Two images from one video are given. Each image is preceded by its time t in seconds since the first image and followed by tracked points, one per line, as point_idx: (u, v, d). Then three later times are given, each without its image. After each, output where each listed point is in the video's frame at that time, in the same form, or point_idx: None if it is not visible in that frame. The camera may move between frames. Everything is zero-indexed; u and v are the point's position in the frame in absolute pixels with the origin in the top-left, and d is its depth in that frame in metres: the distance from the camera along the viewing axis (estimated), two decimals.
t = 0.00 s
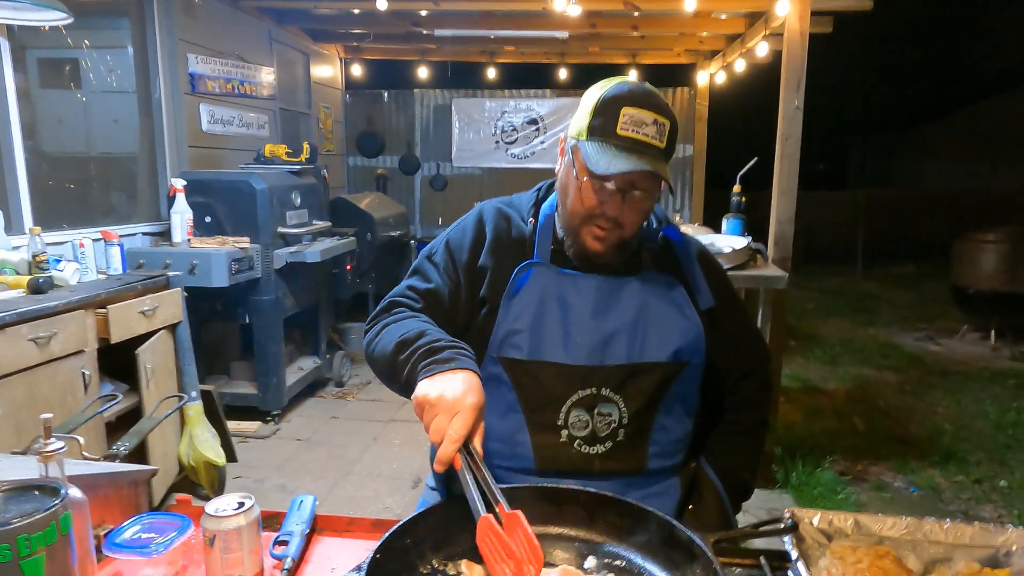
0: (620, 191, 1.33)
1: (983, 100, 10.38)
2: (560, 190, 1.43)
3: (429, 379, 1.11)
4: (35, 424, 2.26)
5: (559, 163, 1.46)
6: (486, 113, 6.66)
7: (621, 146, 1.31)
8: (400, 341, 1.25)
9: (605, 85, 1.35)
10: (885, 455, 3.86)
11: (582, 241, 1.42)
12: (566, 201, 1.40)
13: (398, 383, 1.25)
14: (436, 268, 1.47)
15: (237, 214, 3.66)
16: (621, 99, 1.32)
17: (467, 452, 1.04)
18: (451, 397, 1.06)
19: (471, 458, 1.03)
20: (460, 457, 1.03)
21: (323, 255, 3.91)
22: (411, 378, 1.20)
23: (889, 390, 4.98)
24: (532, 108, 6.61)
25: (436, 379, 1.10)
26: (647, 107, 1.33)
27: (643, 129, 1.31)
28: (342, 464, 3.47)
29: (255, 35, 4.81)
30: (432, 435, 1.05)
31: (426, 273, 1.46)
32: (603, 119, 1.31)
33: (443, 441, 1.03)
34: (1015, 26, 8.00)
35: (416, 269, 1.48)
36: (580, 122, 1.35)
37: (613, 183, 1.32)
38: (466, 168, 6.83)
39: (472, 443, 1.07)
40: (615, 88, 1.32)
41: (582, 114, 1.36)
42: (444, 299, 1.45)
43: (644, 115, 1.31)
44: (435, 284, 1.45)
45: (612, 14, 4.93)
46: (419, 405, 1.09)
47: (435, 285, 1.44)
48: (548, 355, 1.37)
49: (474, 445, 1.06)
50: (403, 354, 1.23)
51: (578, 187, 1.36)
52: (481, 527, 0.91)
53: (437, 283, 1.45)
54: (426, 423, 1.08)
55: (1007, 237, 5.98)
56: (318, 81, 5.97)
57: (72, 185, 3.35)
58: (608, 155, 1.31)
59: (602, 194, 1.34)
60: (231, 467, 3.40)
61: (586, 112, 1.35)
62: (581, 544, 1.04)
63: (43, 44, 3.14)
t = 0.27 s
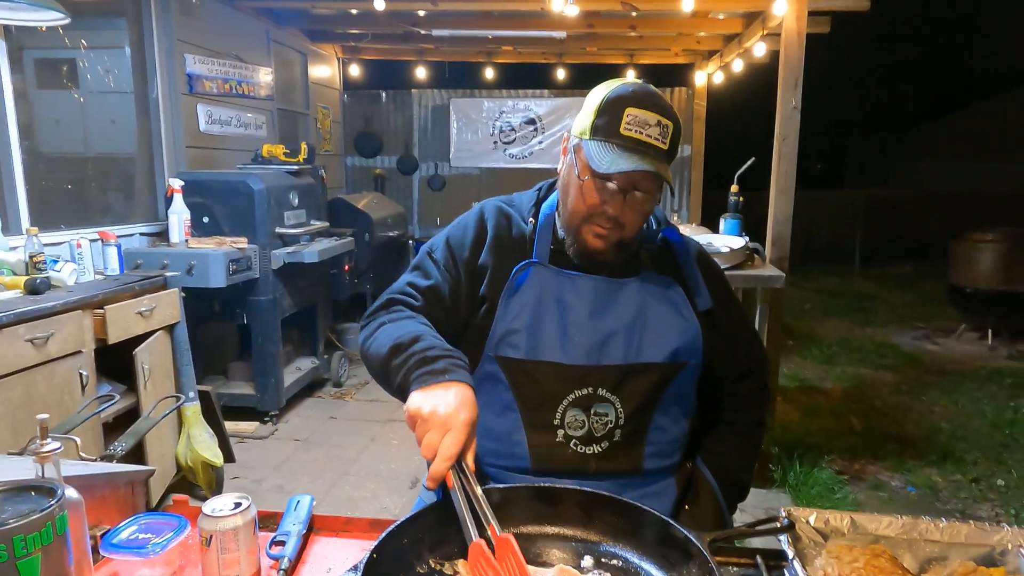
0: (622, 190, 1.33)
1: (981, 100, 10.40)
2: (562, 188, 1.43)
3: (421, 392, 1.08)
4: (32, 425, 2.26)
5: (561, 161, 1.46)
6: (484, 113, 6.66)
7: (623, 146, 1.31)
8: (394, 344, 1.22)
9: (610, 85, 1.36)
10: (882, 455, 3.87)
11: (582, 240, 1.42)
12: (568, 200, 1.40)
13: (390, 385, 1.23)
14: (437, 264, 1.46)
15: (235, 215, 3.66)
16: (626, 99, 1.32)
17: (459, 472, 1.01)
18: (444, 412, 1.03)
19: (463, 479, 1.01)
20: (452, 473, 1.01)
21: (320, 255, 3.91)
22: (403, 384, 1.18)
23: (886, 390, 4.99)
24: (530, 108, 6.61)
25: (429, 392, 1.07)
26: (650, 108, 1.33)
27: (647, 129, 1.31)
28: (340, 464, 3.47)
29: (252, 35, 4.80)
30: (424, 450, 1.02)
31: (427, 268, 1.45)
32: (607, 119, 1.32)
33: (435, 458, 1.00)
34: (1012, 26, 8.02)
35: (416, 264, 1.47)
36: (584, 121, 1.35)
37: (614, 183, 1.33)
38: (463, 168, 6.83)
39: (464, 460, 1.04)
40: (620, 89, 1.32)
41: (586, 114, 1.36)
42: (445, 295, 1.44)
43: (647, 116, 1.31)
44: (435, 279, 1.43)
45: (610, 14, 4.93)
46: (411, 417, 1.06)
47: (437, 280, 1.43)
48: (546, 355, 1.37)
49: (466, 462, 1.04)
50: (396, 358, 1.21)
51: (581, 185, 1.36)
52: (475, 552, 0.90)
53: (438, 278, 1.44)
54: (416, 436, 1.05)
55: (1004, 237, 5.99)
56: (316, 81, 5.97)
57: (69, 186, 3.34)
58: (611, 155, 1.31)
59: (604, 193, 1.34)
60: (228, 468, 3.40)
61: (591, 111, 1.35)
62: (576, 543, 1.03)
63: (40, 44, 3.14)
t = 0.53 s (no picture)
0: (620, 190, 1.34)
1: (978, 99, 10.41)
2: (559, 188, 1.44)
3: (411, 378, 1.08)
4: (29, 424, 2.26)
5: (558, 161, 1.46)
6: (482, 112, 6.66)
7: (621, 146, 1.31)
8: (385, 333, 1.23)
9: (607, 85, 1.36)
10: (880, 454, 3.87)
11: (580, 241, 1.42)
12: (565, 200, 1.40)
13: (381, 375, 1.23)
14: (435, 262, 1.47)
15: (233, 214, 3.66)
16: (624, 99, 1.32)
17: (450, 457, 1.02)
18: (434, 398, 1.03)
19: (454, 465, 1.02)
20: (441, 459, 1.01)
21: (319, 255, 3.91)
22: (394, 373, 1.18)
23: (884, 389, 5.00)
24: (528, 108, 6.61)
25: (419, 378, 1.08)
26: (648, 108, 1.33)
27: (645, 129, 1.31)
28: (338, 464, 3.47)
29: (250, 34, 4.80)
30: (414, 436, 1.02)
31: (424, 267, 1.46)
32: (604, 118, 1.32)
33: (426, 443, 1.00)
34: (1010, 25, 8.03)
35: (413, 262, 1.48)
36: (582, 121, 1.35)
37: (612, 182, 1.33)
38: (462, 168, 6.83)
39: (453, 446, 1.05)
40: (617, 89, 1.32)
41: (584, 113, 1.36)
42: (441, 293, 1.45)
43: (645, 116, 1.32)
44: (433, 278, 1.44)
45: (608, 13, 4.93)
46: (401, 404, 1.06)
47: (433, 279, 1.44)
48: (545, 355, 1.37)
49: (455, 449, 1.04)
50: (387, 347, 1.21)
51: (578, 186, 1.36)
52: (467, 536, 0.92)
53: (435, 277, 1.45)
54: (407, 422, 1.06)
55: (1001, 236, 6.00)
56: (314, 80, 5.96)
57: (66, 185, 3.34)
58: (608, 154, 1.31)
59: (602, 193, 1.34)
60: (226, 468, 3.40)
61: (589, 110, 1.35)
62: (573, 542, 1.03)
63: (38, 44, 3.13)
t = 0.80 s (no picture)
0: (619, 191, 1.34)
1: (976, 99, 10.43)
2: (558, 188, 1.44)
3: (416, 376, 1.08)
4: (28, 425, 2.25)
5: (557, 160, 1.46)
6: (480, 112, 6.65)
7: (619, 147, 1.31)
8: (388, 332, 1.23)
9: (606, 85, 1.35)
10: (878, 454, 3.88)
11: (578, 241, 1.43)
12: (564, 200, 1.41)
13: (383, 373, 1.23)
14: (432, 261, 1.47)
15: (231, 214, 3.65)
16: (622, 100, 1.31)
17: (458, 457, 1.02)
18: (440, 397, 1.03)
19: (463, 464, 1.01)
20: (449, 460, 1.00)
21: (317, 255, 3.91)
22: (397, 371, 1.18)
23: (882, 389, 5.00)
24: (527, 108, 6.61)
25: (425, 377, 1.07)
26: (646, 109, 1.32)
27: (643, 130, 1.30)
28: (337, 464, 3.47)
29: (248, 34, 4.80)
30: (421, 437, 1.01)
31: (421, 265, 1.47)
32: (603, 119, 1.31)
33: (433, 444, 0.99)
34: (1007, 26, 8.04)
35: (411, 260, 1.49)
36: (580, 121, 1.35)
37: (610, 183, 1.33)
38: (460, 168, 6.83)
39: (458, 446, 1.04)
40: (615, 89, 1.32)
41: (582, 113, 1.36)
42: (439, 292, 1.45)
43: (643, 116, 1.31)
44: (431, 277, 1.45)
45: (607, 14, 4.94)
46: (406, 403, 1.06)
47: (431, 277, 1.45)
48: (542, 355, 1.37)
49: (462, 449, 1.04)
50: (390, 346, 1.21)
51: (577, 186, 1.36)
52: (478, 536, 0.92)
53: (433, 275, 1.45)
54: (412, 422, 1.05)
55: (999, 236, 6.01)
56: (312, 80, 5.96)
57: (65, 185, 3.34)
58: (607, 155, 1.31)
59: (600, 194, 1.34)
60: (225, 468, 3.40)
61: (587, 110, 1.34)
62: (572, 542, 1.04)
63: (36, 44, 3.13)
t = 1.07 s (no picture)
0: (608, 185, 1.34)
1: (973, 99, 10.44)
2: (548, 187, 1.44)
3: (421, 395, 1.04)
4: (24, 425, 2.25)
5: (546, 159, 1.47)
6: (478, 112, 6.65)
7: (607, 140, 1.31)
8: (393, 344, 1.20)
9: (592, 82, 1.37)
10: (875, 453, 3.89)
11: (570, 238, 1.43)
12: (555, 197, 1.41)
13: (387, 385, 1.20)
14: (432, 259, 1.46)
15: (229, 214, 3.65)
16: (608, 94, 1.33)
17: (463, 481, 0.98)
18: (448, 419, 0.98)
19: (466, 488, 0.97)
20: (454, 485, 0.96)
21: (315, 255, 3.90)
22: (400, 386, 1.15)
23: (879, 389, 5.02)
24: (525, 108, 6.61)
25: (431, 397, 1.04)
26: (633, 103, 1.33)
27: (630, 122, 1.31)
28: (334, 464, 3.47)
29: (246, 34, 4.79)
30: (425, 459, 0.97)
31: (424, 263, 1.45)
32: (590, 114, 1.32)
33: (439, 467, 0.95)
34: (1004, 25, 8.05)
35: (411, 258, 1.47)
36: (568, 118, 1.36)
37: (600, 176, 1.34)
38: (458, 168, 6.83)
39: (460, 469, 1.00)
40: (601, 85, 1.34)
41: (570, 111, 1.37)
42: (442, 291, 1.44)
43: (630, 109, 1.32)
44: (432, 274, 1.43)
45: (605, 14, 4.93)
46: (410, 422, 1.02)
47: (435, 276, 1.43)
48: (537, 354, 1.38)
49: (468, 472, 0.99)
50: (394, 358, 1.18)
51: (566, 182, 1.37)
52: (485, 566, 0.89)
53: (434, 273, 1.44)
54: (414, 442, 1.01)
55: (996, 236, 6.02)
56: (310, 80, 5.95)
57: (62, 185, 3.33)
58: (594, 149, 1.31)
59: (590, 189, 1.35)
60: (222, 468, 3.40)
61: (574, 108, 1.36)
62: (569, 541, 1.04)
63: (33, 44, 3.13)
